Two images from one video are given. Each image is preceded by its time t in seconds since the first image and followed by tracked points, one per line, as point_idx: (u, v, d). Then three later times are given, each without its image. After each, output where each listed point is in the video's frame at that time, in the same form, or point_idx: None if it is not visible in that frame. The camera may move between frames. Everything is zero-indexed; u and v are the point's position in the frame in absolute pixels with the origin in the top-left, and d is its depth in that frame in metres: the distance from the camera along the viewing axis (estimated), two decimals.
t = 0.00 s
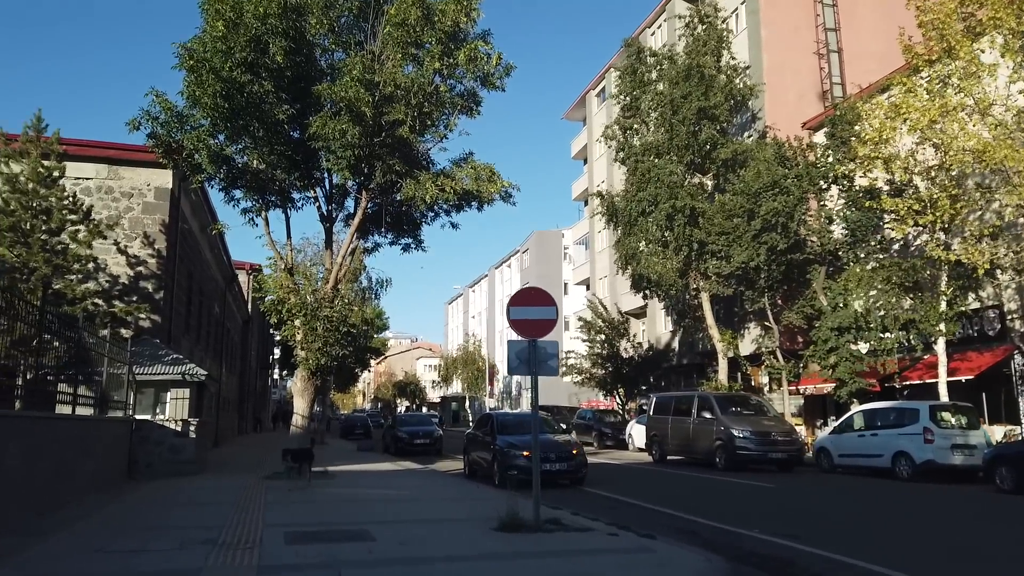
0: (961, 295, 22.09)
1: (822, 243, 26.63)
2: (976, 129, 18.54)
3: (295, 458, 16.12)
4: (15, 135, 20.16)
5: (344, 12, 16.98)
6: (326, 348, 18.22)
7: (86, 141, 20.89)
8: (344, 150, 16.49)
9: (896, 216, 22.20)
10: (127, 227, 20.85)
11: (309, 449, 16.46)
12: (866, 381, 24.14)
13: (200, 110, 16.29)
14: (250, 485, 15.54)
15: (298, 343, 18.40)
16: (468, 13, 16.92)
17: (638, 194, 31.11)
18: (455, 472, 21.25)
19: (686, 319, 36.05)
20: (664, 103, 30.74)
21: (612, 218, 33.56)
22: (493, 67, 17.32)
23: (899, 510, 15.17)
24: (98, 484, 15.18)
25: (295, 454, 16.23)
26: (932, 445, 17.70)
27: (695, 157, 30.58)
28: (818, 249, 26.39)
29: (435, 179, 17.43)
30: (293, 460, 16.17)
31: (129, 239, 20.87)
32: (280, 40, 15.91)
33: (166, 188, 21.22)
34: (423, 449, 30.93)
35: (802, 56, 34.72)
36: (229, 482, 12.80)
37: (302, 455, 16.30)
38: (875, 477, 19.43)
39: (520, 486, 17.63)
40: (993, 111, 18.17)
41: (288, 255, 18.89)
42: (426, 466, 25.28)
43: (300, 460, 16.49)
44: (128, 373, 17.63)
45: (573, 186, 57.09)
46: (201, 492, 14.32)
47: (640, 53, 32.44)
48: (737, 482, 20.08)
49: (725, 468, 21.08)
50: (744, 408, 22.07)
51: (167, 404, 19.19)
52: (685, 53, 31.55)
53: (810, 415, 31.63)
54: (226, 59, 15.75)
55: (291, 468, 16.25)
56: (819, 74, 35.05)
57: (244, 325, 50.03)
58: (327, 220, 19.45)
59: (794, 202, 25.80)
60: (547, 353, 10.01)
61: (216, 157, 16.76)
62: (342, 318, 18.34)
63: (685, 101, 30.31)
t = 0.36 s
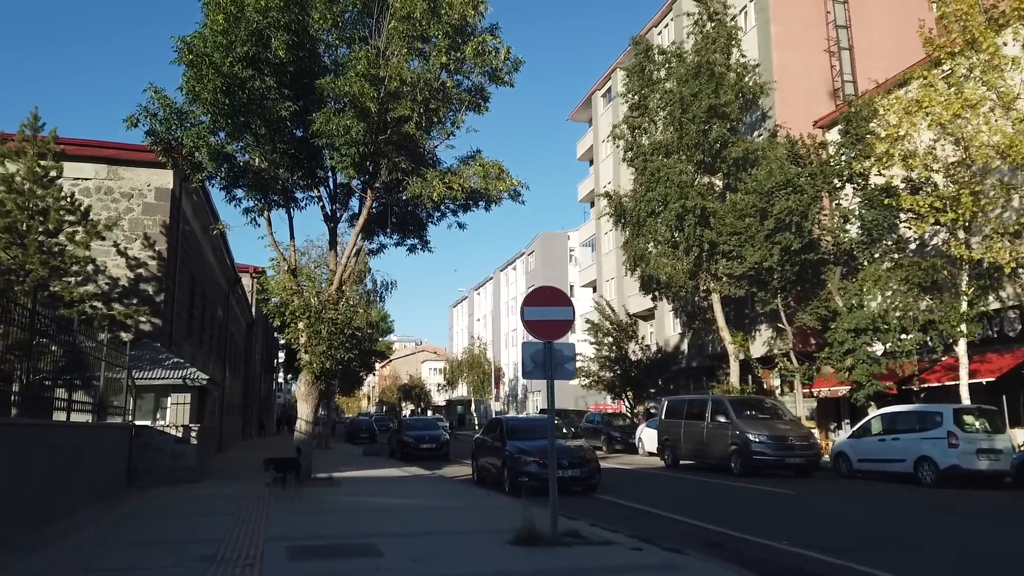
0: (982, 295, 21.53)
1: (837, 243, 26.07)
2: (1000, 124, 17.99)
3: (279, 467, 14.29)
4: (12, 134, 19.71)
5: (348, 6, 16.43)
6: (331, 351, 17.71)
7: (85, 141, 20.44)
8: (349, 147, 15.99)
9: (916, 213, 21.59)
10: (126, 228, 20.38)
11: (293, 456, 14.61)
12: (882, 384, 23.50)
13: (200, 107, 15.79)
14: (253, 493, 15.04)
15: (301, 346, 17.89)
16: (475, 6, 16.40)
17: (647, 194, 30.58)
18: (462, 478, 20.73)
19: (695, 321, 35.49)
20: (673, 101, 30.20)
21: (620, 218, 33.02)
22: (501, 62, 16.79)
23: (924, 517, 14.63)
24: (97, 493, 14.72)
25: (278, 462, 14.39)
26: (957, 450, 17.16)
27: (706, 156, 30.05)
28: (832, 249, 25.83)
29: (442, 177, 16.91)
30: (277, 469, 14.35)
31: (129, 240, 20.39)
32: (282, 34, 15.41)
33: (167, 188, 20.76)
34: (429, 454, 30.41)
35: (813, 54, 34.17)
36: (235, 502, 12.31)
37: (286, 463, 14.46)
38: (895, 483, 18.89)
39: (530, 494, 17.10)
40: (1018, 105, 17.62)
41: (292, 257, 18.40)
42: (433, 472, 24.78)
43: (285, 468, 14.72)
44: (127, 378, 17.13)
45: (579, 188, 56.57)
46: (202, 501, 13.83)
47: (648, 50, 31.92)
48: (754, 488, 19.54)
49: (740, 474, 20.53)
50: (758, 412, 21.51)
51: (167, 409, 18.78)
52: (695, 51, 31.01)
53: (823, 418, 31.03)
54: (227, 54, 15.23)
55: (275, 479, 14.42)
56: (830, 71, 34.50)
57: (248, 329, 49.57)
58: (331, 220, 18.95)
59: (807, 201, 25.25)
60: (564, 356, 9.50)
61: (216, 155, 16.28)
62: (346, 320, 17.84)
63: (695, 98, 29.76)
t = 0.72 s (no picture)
0: (1014, 274, 20.85)
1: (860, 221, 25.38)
2: None
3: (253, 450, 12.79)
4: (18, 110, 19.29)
5: None
6: (344, 331, 17.22)
7: (93, 118, 19.98)
8: (361, 118, 15.44)
9: (947, 188, 20.87)
10: (135, 206, 19.94)
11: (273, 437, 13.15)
12: (909, 365, 22.92)
13: (209, 77, 15.28)
14: (265, 476, 14.66)
15: (314, 326, 17.44)
16: None
17: (665, 172, 29.94)
18: (479, 461, 20.32)
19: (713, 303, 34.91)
20: (692, 77, 29.52)
21: (637, 198, 32.41)
22: (518, 31, 16.20)
23: (959, 502, 14.10)
24: (107, 474, 14.38)
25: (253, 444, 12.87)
26: (990, 433, 16.54)
27: (725, 133, 29.38)
28: (857, 227, 25.16)
29: (458, 150, 16.35)
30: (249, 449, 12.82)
31: (138, 219, 19.96)
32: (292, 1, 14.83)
33: (176, 165, 20.32)
34: (443, 437, 30.03)
35: (836, 28, 33.34)
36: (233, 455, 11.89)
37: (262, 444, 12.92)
38: (924, 466, 18.34)
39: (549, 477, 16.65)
40: None
41: (304, 234, 17.89)
42: (448, 454, 24.40)
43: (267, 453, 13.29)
44: (136, 358, 16.73)
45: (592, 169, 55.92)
46: (214, 484, 13.44)
47: (666, 25, 31.18)
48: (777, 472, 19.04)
49: (762, 457, 20.03)
50: (782, 394, 20.99)
51: (178, 389, 17.95)
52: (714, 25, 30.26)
53: (844, 401, 30.44)
54: (235, 22, 14.63)
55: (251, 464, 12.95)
56: (853, 46, 33.67)
57: (261, 312, 49.34)
58: (343, 197, 18.41)
59: (831, 178, 24.60)
60: (591, 332, 9.00)
61: (225, 129, 15.79)
62: (359, 299, 17.33)
63: (715, 74, 29.09)
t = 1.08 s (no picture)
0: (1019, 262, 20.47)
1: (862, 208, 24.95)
2: None
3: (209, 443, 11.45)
4: None
5: None
6: (335, 318, 16.71)
7: (76, 97, 19.36)
8: (354, 97, 14.90)
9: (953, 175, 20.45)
10: (120, 188, 19.36)
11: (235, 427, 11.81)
12: (910, 355, 22.54)
13: (194, 53, 14.69)
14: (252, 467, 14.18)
15: (304, 313, 16.92)
16: None
17: (663, 158, 29.45)
18: (472, 452, 19.88)
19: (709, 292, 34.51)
20: (692, 61, 29.01)
21: (634, 185, 31.92)
22: (516, 8, 15.67)
23: (967, 495, 13.74)
24: (88, 465, 13.87)
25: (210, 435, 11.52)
26: (996, 424, 16.18)
27: (724, 119, 28.91)
28: (858, 215, 24.75)
29: (453, 130, 15.81)
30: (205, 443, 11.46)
31: (122, 202, 19.38)
32: None
33: (162, 147, 19.73)
34: (436, 427, 29.60)
35: (836, 13, 32.85)
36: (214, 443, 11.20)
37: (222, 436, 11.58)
38: (927, 458, 17.99)
39: (545, 468, 16.22)
40: None
41: (294, 218, 17.35)
42: (441, 444, 23.98)
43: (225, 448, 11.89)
44: (120, 345, 16.21)
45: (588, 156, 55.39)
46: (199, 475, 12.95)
47: (665, 9, 30.64)
48: (777, 463, 18.67)
49: (762, 448, 19.65)
50: (782, 383, 20.59)
51: (163, 377, 17.54)
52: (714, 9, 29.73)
53: (842, 391, 30.12)
54: None
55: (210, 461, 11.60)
56: (853, 31, 33.19)
57: (252, 299, 48.69)
58: (335, 180, 17.83)
59: (832, 164, 24.15)
60: (595, 319, 8.51)
61: (211, 107, 15.24)
62: (351, 285, 16.82)
63: (715, 58, 28.61)
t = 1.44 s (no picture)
0: None
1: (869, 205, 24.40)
2: None
3: (166, 452, 10.38)
4: None
5: None
6: (329, 317, 16.15)
7: (63, 89, 18.79)
8: (348, 87, 14.33)
9: (964, 169, 19.92)
10: (108, 183, 18.82)
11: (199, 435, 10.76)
12: (920, 355, 21.92)
13: (181, 40, 14.14)
14: (243, 471, 13.66)
15: (297, 312, 16.35)
16: None
17: (665, 154, 28.93)
18: (471, 454, 19.37)
19: (712, 290, 33.99)
20: (694, 55, 28.49)
21: (635, 181, 31.39)
22: None
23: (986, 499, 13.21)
24: (72, 470, 13.32)
25: (166, 443, 10.42)
26: (1012, 426, 15.66)
27: (728, 113, 28.41)
28: (865, 211, 24.22)
29: (451, 121, 15.24)
30: (160, 452, 10.40)
31: (111, 197, 18.83)
32: None
33: (152, 140, 19.19)
34: (435, 427, 29.08)
35: (841, 6, 32.30)
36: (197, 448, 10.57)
37: (182, 445, 10.50)
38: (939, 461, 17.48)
39: (547, 472, 15.69)
40: None
41: (287, 214, 16.79)
42: (439, 445, 23.47)
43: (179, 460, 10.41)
44: (107, 345, 15.67)
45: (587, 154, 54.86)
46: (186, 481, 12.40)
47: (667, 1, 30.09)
48: (784, 466, 18.16)
49: (769, 450, 19.14)
50: (789, 383, 20.07)
51: (151, 378, 16.86)
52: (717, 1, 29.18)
53: (847, 391, 29.61)
54: None
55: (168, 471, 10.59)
56: (858, 25, 32.65)
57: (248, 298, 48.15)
58: (329, 174, 17.27)
59: (839, 159, 23.62)
60: (602, 317, 7.95)
61: (199, 98, 14.71)
62: (346, 283, 16.27)
63: (718, 51, 28.10)
